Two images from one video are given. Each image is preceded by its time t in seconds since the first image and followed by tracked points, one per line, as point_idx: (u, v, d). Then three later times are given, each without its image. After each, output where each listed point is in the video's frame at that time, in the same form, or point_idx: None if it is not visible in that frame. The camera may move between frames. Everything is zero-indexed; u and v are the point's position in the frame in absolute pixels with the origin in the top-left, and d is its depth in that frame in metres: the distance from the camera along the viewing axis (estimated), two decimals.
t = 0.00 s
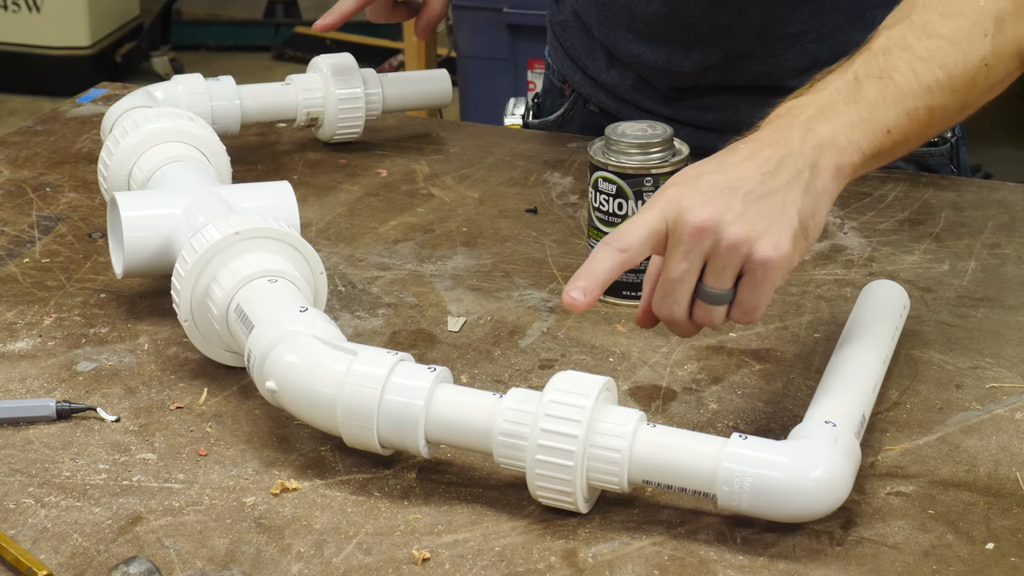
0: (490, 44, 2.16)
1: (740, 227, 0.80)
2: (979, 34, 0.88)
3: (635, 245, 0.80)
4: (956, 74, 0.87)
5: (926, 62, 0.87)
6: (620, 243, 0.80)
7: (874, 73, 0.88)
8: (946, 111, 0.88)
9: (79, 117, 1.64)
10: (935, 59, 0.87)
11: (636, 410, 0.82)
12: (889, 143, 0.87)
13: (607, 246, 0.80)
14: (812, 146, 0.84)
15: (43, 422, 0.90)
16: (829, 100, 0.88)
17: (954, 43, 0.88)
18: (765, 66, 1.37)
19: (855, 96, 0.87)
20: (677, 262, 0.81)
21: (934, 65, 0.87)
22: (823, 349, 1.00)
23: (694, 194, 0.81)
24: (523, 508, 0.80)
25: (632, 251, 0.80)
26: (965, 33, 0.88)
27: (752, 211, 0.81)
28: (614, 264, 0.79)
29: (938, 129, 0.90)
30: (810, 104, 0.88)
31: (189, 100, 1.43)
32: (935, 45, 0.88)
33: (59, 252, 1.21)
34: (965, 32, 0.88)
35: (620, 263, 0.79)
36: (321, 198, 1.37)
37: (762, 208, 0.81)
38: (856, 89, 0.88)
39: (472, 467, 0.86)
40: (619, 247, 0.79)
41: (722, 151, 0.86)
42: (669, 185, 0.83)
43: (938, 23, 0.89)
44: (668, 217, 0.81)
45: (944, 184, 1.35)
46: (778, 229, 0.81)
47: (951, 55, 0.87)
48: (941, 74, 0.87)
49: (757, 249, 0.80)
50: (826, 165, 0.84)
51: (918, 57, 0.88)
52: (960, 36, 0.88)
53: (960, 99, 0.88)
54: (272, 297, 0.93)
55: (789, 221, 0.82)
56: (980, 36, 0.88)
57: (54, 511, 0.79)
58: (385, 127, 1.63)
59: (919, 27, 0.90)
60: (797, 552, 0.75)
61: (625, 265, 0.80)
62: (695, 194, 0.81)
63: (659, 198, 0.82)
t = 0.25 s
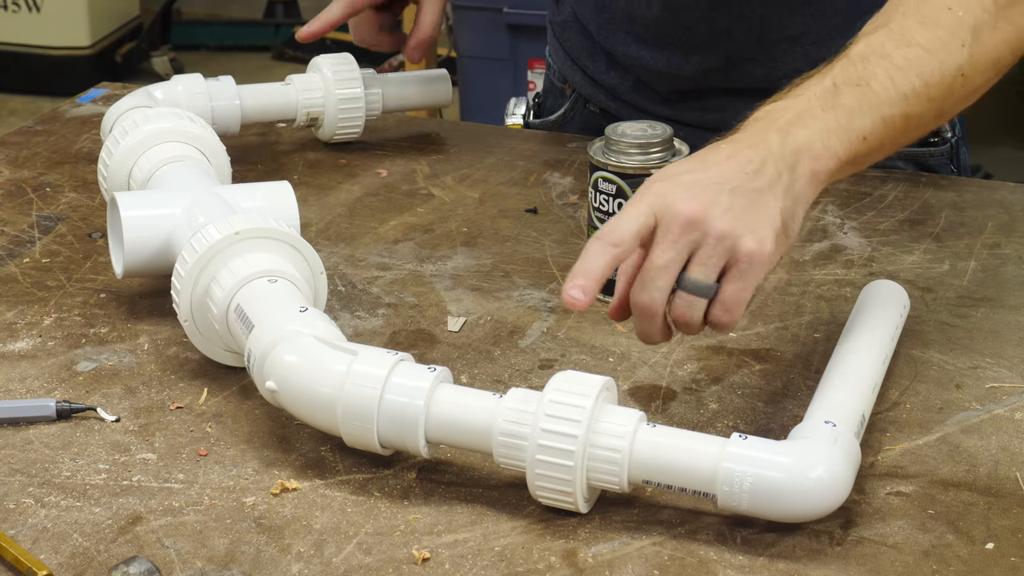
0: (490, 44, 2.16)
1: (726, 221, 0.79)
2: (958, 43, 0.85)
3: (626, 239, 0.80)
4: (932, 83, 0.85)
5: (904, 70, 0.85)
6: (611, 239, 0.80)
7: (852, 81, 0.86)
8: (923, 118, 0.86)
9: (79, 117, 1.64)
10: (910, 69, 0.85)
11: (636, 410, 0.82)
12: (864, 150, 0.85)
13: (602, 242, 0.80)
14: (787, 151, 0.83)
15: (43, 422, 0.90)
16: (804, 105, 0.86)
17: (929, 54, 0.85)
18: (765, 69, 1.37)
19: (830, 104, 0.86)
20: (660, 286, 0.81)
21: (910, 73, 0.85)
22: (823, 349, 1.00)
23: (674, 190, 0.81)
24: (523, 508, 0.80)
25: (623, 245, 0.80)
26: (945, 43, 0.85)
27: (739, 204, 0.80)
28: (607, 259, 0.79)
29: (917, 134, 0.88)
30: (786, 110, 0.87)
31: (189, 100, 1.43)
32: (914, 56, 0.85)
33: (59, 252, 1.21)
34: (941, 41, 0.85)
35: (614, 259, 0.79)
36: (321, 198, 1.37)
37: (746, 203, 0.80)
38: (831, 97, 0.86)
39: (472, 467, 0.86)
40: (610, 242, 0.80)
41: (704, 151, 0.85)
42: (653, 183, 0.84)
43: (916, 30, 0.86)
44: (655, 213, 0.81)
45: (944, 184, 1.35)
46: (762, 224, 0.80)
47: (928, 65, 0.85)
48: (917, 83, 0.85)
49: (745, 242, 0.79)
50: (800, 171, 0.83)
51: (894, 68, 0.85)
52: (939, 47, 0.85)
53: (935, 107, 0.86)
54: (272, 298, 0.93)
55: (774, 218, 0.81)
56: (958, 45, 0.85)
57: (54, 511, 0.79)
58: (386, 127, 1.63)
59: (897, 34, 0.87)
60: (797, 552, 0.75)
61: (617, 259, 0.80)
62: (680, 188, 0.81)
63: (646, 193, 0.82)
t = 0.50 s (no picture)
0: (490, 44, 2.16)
1: (727, 262, 0.88)
2: (929, 70, 0.99)
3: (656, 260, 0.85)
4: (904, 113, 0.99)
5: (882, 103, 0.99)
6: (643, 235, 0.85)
7: (842, 113, 0.98)
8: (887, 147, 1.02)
9: (79, 117, 1.64)
10: (890, 101, 0.99)
11: (636, 410, 0.82)
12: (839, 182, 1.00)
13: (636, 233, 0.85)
14: (786, 192, 0.95)
15: (43, 422, 0.90)
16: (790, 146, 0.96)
17: (904, 86, 0.99)
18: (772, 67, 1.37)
19: (825, 137, 0.97)
20: (648, 347, 0.82)
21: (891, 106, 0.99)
22: (823, 349, 1.00)
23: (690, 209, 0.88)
24: (523, 508, 0.80)
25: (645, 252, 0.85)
26: (920, 71, 0.99)
27: (741, 244, 0.89)
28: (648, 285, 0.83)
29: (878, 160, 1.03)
30: (788, 141, 0.97)
31: (189, 100, 1.43)
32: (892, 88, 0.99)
33: (59, 252, 1.21)
34: (915, 71, 0.99)
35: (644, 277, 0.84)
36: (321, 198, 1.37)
37: (749, 240, 0.90)
38: (825, 131, 0.97)
39: (471, 466, 0.86)
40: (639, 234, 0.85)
41: (706, 161, 0.93)
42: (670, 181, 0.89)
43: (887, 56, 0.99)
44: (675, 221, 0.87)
45: (944, 184, 1.35)
46: (750, 272, 0.91)
47: (904, 94, 0.99)
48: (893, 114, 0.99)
49: (722, 295, 0.88)
50: (795, 209, 0.96)
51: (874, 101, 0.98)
52: (913, 72, 0.99)
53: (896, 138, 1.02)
54: (272, 297, 0.93)
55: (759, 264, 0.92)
56: (930, 72, 0.99)
57: (54, 511, 0.79)
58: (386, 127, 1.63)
59: (878, 58, 0.99)
60: (796, 552, 0.75)
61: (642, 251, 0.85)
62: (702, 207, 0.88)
63: (670, 190, 0.88)
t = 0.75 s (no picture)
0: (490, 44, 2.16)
1: (771, 269, 0.83)
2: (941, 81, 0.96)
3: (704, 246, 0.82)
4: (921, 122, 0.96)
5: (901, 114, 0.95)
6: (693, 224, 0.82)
7: (863, 122, 0.94)
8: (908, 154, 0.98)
9: (79, 117, 1.64)
10: (907, 113, 0.95)
11: (636, 410, 0.82)
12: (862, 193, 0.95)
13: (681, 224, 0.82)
14: (816, 199, 0.89)
15: (42, 422, 0.90)
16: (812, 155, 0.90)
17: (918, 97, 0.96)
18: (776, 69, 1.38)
19: (851, 146, 0.92)
20: (711, 346, 0.78)
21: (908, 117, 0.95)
22: (824, 349, 1.00)
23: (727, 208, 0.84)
24: (523, 508, 0.80)
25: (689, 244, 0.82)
26: (934, 84, 0.96)
27: (783, 250, 0.85)
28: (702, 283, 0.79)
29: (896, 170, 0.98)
30: (814, 148, 0.91)
31: (188, 100, 1.43)
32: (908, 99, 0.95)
33: (58, 252, 1.21)
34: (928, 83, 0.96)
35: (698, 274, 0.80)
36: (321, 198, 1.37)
37: (787, 247, 0.85)
38: (846, 141, 0.92)
39: (471, 467, 0.86)
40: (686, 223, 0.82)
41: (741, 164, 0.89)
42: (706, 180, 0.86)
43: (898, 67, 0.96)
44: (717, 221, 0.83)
45: (944, 184, 1.35)
46: (790, 281, 0.85)
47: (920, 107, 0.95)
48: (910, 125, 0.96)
49: (772, 301, 0.83)
50: (823, 218, 0.90)
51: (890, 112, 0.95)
52: (927, 84, 0.96)
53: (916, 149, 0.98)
54: (272, 297, 0.93)
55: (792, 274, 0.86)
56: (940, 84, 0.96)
57: (54, 511, 0.79)
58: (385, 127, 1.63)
59: (894, 68, 0.96)
60: (796, 552, 0.75)
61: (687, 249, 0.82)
62: (744, 209, 0.84)
63: (711, 189, 0.85)
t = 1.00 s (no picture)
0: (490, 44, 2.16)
1: (863, 250, 0.80)
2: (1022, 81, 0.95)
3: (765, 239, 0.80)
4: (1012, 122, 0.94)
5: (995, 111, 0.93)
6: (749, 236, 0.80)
7: (950, 120, 0.93)
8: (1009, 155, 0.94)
9: (79, 117, 1.64)
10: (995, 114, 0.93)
11: (636, 410, 0.82)
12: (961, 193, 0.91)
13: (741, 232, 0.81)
14: (910, 187, 0.86)
15: (43, 422, 0.90)
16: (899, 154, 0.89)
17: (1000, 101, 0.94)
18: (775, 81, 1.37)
19: (938, 143, 0.91)
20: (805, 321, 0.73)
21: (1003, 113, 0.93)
22: (823, 349, 1.00)
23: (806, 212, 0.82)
24: (523, 508, 0.80)
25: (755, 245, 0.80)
26: None
27: (877, 231, 0.82)
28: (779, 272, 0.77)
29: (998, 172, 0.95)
30: (897, 147, 0.90)
31: (188, 100, 1.43)
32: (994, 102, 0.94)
33: (59, 252, 1.21)
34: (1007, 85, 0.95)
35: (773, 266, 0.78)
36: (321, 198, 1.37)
37: (881, 229, 0.82)
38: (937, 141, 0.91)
39: (471, 467, 0.86)
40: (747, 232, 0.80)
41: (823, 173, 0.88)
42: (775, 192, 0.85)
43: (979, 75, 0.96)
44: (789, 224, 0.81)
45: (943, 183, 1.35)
46: (894, 258, 0.81)
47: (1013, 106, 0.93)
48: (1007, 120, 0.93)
49: (881, 275, 0.79)
50: (924, 208, 0.87)
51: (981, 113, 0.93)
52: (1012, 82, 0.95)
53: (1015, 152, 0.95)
54: (272, 297, 0.93)
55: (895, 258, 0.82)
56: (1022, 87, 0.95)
57: (54, 511, 0.79)
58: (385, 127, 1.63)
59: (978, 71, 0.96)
60: (796, 552, 0.75)
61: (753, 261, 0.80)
62: (823, 203, 0.83)
63: (783, 198, 0.83)
